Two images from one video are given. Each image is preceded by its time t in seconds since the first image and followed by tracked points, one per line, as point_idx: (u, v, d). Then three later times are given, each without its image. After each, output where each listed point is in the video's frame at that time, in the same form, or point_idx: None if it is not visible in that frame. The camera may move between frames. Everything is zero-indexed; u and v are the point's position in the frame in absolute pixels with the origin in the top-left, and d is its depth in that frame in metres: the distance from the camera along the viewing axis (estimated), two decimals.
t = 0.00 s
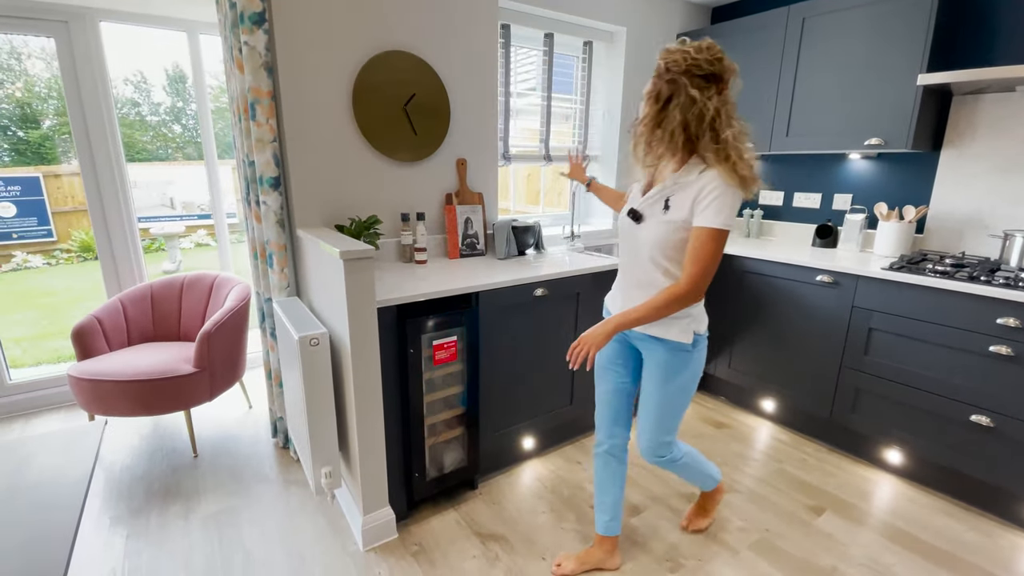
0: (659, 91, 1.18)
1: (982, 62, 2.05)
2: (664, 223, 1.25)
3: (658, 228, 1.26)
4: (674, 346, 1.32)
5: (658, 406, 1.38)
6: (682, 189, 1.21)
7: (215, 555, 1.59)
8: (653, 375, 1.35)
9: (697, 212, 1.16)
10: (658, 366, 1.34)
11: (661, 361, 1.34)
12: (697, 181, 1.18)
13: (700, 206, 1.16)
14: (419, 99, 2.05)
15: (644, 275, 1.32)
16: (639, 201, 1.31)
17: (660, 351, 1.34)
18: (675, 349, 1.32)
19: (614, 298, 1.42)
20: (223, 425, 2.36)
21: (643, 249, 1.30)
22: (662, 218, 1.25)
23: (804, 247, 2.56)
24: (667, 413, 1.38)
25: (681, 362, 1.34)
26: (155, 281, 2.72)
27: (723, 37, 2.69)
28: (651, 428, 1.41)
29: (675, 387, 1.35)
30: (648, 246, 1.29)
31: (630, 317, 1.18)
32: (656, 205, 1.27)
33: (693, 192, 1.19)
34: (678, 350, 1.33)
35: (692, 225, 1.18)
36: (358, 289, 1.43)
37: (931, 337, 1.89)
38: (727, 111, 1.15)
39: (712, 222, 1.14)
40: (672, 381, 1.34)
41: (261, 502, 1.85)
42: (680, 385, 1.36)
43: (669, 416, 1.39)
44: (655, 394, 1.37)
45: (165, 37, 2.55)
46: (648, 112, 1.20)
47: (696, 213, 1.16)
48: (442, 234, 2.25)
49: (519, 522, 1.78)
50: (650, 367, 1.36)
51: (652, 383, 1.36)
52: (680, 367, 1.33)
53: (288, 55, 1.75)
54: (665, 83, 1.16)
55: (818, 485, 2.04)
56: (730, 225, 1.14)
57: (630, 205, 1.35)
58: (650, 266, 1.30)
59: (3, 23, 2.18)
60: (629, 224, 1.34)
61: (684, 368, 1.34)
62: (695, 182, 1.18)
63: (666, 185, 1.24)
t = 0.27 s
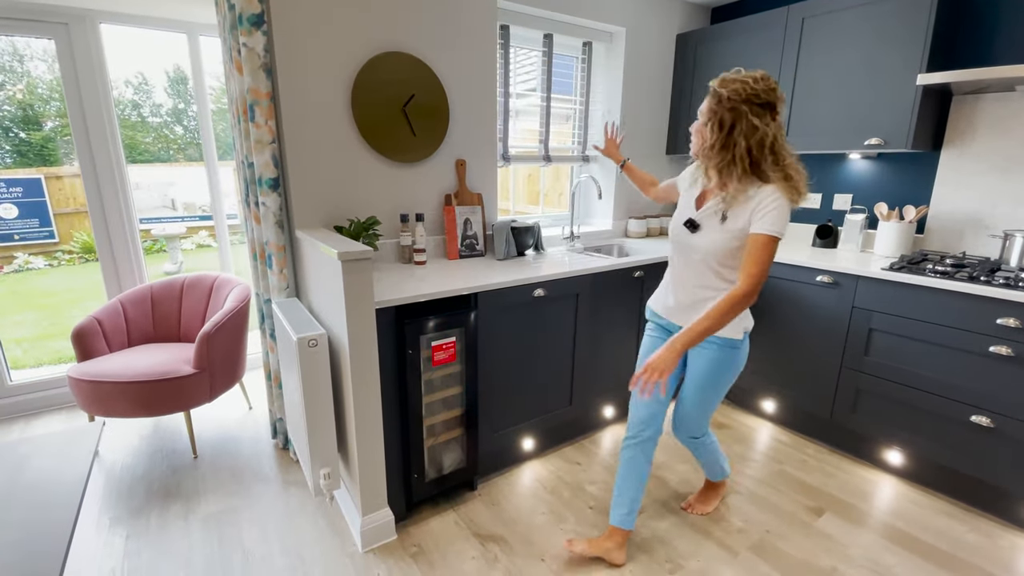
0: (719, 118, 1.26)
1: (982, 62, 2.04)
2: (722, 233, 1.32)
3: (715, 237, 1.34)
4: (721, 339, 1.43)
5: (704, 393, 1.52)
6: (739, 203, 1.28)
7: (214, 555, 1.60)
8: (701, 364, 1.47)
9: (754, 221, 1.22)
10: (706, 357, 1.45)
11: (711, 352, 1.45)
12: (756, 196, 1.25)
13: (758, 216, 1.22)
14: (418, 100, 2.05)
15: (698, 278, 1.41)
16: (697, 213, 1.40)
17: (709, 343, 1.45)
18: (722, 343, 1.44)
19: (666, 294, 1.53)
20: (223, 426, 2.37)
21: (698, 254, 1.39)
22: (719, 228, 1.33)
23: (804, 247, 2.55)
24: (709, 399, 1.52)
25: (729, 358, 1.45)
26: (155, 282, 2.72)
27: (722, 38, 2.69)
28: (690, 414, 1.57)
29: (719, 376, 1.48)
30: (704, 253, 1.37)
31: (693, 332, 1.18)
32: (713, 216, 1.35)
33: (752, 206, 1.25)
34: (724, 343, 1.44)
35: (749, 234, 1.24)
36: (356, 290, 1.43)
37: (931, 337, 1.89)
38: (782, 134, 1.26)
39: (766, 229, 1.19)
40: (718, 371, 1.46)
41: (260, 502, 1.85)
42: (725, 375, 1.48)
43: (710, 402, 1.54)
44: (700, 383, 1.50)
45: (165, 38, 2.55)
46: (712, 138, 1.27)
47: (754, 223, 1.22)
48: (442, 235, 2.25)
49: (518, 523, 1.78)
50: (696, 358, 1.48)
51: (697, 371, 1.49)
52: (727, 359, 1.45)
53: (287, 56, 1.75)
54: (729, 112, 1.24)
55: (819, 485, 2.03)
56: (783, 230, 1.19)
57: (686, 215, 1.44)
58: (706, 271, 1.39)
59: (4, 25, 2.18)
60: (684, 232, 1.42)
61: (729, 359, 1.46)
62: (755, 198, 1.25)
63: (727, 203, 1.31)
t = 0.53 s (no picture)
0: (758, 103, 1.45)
1: (982, 62, 2.04)
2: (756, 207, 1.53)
3: (749, 210, 1.55)
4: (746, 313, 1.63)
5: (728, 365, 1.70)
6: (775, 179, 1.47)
7: (212, 559, 1.59)
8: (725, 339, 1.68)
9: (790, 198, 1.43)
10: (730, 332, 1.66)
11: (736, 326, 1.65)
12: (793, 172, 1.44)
13: (795, 193, 1.43)
14: (417, 102, 2.05)
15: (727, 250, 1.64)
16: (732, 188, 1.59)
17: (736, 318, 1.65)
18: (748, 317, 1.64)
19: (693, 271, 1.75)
20: (222, 428, 2.36)
21: (732, 227, 1.59)
22: (753, 203, 1.53)
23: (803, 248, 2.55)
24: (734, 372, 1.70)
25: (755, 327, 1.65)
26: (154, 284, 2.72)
27: (720, 39, 2.69)
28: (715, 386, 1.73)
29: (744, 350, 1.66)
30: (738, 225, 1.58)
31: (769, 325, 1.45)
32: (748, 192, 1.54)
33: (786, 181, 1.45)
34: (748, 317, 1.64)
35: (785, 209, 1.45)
36: (354, 292, 1.43)
37: (931, 338, 1.88)
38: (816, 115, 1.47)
39: (802, 206, 1.41)
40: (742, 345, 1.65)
41: (259, 505, 1.85)
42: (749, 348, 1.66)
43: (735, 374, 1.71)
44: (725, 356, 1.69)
45: (165, 41, 2.55)
46: (752, 121, 1.45)
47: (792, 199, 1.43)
48: (440, 236, 2.25)
49: (518, 525, 1.77)
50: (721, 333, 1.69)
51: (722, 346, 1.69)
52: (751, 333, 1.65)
53: (285, 58, 1.75)
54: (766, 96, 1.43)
55: (819, 487, 2.03)
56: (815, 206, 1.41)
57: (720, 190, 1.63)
58: (736, 242, 1.60)
59: (3, 28, 2.18)
60: (718, 206, 1.63)
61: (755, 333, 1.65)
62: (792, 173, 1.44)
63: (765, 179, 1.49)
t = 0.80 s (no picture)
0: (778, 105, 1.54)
1: (981, 65, 2.05)
2: (772, 207, 1.62)
3: (764, 209, 1.64)
4: (757, 308, 1.71)
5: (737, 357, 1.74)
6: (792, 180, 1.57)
7: (210, 563, 1.58)
8: (737, 335, 1.75)
9: (808, 199, 1.55)
10: (741, 327, 1.74)
11: (747, 320, 1.73)
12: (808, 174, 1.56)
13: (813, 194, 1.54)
14: (416, 106, 2.05)
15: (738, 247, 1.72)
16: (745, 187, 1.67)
17: (747, 313, 1.74)
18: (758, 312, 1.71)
19: (705, 269, 1.84)
20: (220, 432, 2.36)
21: (747, 225, 1.67)
22: (768, 203, 1.62)
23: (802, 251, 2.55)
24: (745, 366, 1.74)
25: (764, 321, 1.72)
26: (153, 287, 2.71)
27: (719, 43, 2.69)
28: (725, 378, 1.76)
29: (753, 344, 1.72)
30: (752, 223, 1.66)
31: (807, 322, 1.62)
32: (763, 192, 1.63)
33: (805, 183, 1.55)
34: (759, 312, 1.72)
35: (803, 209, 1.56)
36: (353, 296, 1.42)
37: (930, 341, 1.88)
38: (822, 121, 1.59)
39: (819, 208, 1.53)
40: (751, 340, 1.72)
41: (257, 510, 1.84)
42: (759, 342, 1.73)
43: (746, 368, 1.75)
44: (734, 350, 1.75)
45: (163, 44, 2.55)
46: (774, 123, 1.54)
47: (810, 199, 1.54)
48: (439, 239, 2.24)
49: (517, 529, 1.77)
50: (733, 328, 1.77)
51: (732, 340, 1.75)
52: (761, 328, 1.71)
53: (283, 62, 1.75)
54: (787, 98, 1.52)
55: (819, 490, 2.02)
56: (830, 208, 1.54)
57: (733, 189, 1.71)
58: (748, 240, 1.69)
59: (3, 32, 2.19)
60: (731, 204, 1.71)
61: (766, 327, 1.72)
62: (808, 174, 1.55)
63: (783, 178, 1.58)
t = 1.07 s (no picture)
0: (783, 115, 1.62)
1: (978, 67, 2.06)
2: (767, 214, 1.65)
3: (760, 217, 1.67)
4: (761, 306, 1.72)
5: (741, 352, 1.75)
6: (787, 184, 1.60)
7: (207, 569, 1.57)
8: (741, 331, 1.76)
9: (801, 203, 1.58)
10: (746, 323, 1.75)
11: (750, 318, 1.74)
12: (798, 178, 1.59)
13: (807, 198, 1.57)
14: (414, 110, 2.05)
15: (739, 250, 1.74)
16: (740, 198, 1.71)
17: (751, 310, 1.75)
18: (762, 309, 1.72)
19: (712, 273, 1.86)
20: (218, 436, 2.35)
21: (747, 230, 1.70)
22: (764, 209, 1.65)
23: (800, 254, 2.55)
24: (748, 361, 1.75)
25: (767, 319, 1.73)
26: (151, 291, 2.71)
27: (716, 46, 2.70)
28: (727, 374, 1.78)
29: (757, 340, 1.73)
30: (750, 231, 1.69)
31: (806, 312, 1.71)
32: (758, 201, 1.66)
33: (795, 187, 1.59)
34: (764, 309, 1.72)
35: (797, 214, 1.60)
36: (351, 300, 1.42)
37: (929, 343, 1.88)
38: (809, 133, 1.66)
39: (811, 211, 1.58)
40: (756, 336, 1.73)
41: (254, 515, 1.83)
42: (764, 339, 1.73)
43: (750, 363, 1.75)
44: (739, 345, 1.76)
45: (162, 48, 2.56)
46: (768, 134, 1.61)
47: (804, 203, 1.58)
48: (438, 243, 2.24)
49: (516, 534, 1.76)
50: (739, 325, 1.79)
51: (737, 336, 1.77)
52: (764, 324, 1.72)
53: (281, 66, 1.75)
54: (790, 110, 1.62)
55: (818, 493, 2.02)
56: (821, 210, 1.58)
57: (729, 199, 1.75)
58: (748, 246, 1.71)
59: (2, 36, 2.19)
60: (729, 214, 1.75)
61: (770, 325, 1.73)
62: (803, 177, 1.58)
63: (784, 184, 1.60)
